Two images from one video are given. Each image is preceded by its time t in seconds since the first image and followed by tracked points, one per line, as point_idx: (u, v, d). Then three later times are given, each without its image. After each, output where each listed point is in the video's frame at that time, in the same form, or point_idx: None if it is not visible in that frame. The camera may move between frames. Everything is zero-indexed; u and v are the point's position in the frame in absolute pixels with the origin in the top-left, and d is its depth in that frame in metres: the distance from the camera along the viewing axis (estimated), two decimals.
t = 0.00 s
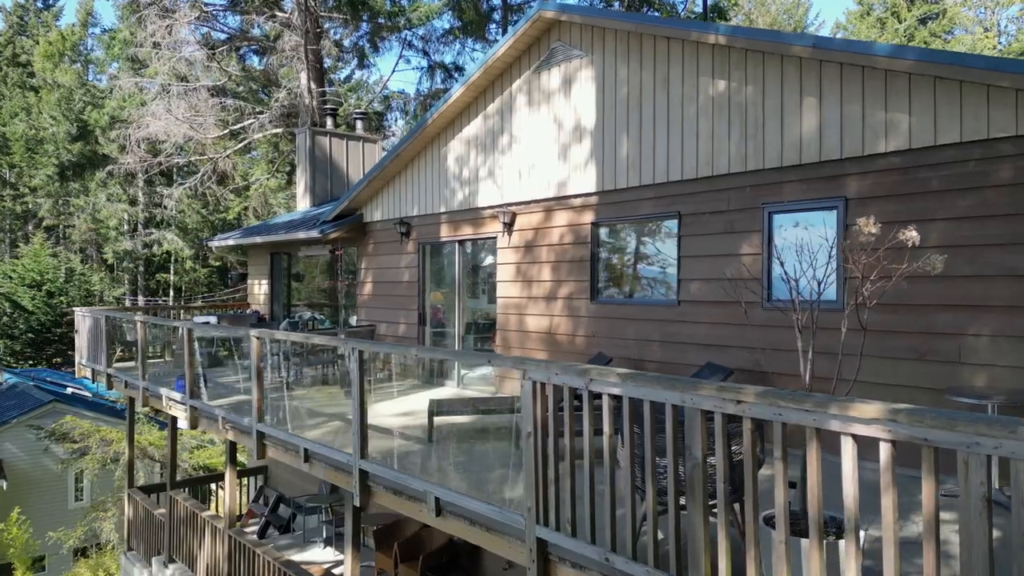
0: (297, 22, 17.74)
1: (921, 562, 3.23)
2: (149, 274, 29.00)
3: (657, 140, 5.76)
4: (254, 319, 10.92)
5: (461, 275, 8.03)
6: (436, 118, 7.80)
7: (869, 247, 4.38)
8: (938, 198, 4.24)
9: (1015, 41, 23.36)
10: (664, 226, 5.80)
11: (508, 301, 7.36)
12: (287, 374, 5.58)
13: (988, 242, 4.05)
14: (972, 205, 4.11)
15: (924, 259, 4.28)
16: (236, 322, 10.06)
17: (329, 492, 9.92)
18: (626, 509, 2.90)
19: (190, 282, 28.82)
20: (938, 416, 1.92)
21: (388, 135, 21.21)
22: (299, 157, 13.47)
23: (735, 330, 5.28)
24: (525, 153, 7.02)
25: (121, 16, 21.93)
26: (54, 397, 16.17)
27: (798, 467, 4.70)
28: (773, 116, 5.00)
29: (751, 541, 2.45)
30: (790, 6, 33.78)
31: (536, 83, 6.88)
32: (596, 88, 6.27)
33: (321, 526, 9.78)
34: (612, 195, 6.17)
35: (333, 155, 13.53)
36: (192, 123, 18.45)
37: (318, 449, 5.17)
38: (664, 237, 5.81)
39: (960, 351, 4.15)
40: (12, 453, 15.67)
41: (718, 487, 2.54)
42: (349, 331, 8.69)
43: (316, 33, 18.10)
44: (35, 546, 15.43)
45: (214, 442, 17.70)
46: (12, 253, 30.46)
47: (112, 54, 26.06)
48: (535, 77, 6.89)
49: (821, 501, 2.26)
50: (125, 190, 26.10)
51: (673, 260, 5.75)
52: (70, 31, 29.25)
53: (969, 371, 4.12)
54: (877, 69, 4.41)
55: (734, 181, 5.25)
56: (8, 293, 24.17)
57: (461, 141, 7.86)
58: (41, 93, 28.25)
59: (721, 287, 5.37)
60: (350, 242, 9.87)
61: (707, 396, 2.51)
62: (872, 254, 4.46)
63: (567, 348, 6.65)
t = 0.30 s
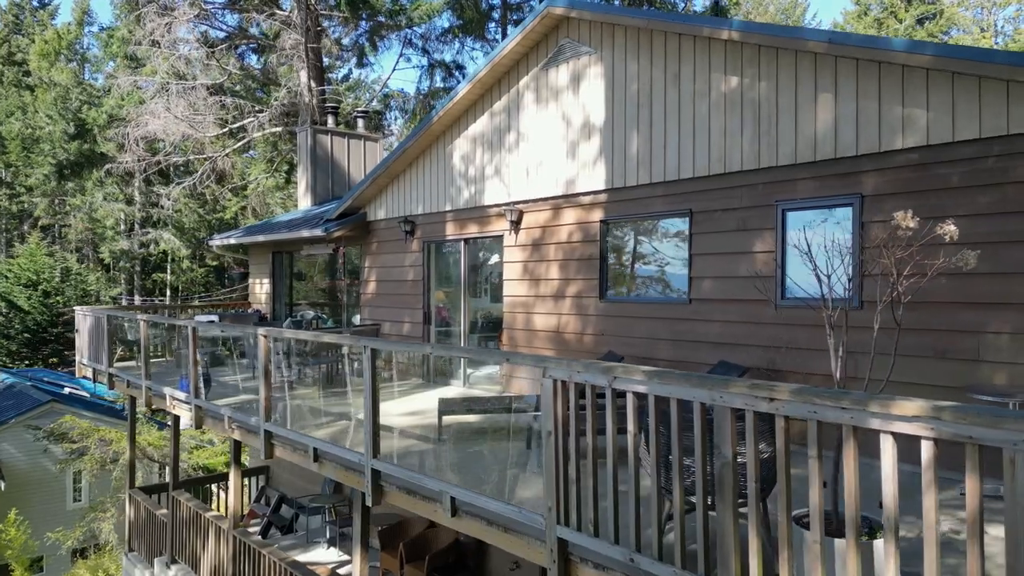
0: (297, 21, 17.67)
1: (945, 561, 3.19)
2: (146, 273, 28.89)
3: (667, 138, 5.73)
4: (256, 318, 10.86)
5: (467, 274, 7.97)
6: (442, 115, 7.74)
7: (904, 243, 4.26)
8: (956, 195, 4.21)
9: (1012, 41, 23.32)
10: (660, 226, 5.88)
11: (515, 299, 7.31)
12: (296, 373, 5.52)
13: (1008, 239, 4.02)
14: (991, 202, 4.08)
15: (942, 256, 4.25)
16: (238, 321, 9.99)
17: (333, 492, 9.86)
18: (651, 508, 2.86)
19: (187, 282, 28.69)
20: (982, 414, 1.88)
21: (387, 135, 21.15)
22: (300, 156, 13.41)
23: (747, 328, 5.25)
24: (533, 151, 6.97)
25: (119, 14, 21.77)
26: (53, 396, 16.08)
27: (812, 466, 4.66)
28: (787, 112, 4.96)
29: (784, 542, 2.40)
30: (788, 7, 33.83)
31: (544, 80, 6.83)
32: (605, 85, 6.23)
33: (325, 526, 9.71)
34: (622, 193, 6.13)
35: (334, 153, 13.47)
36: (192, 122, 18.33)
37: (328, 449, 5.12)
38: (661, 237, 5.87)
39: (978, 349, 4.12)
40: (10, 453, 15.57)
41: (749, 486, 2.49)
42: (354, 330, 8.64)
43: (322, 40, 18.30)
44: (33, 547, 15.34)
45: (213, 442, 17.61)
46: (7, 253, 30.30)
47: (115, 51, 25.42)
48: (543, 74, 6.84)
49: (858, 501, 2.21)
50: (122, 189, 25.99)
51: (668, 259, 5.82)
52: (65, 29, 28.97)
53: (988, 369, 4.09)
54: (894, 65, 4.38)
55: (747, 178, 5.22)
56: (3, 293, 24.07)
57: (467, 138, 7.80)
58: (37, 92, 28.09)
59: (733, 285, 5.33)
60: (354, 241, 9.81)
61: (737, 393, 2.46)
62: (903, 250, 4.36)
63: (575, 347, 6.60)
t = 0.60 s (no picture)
0: (297, 19, 17.60)
1: (973, 562, 3.15)
2: (143, 273, 28.76)
3: (679, 135, 5.68)
4: (258, 318, 10.79)
5: (472, 273, 7.92)
6: (449, 112, 7.69)
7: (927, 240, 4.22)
8: (976, 191, 4.18)
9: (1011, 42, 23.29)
10: (654, 226, 5.96)
11: (522, 298, 7.27)
12: (306, 372, 5.46)
13: None
14: (1011, 199, 4.04)
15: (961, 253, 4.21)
16: (240, 321, 9.92)
17: (336, 492, 9.81)
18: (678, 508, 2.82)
19: (185, 282, 28.56)
20: None
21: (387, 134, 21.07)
22: (302, 154, 13.34)
23: (761, 326, 5.21)
24: (541, 148, 6.93)
25: (118, 12, 21.63)
26: (51, 396, 16.01)
27: (829, 466, 4.61)
28: (802, 109, 4.92)
29: (819, 543, 2.35)
30: (785, 7, 33.81)
31: (553, 77, 6.79)
32: (615, 82, 6.19)
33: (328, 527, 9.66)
34: (632, 191, 6.09)
35: (336, 152, 13.40)
36: (192, 121, 18.20)
37: (338, 448, 5.06)
38: (658, 237, 5.93)
39: (998, 347, 4.09)
40: (8, 453, 15.48)
41: (782, 486, 2.45)
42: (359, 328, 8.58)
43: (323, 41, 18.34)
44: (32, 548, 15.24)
45: (212, 442, 17.54)
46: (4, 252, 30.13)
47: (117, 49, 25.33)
48: (552, 70, 6.80)
49: (898, 501, 2.17)
50: (119, 189, 25.90)
51: (665, 258, 5.88)
52: (62, 28, 28.80)
53: (1009, 367, 4.06)
54: (912, 61, 4.34)
55: (761, 175, 5.17)
56: None
57: (473, 136, 7.75)
58: (33, 91, 27.93)
59: (747, 283, 5.28)
60: (358, 240, 9.75)
61: (771, 392, 2.42)
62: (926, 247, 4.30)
63: (585, 346, 6.55)
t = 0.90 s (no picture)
0: (297, 17, 17.48)
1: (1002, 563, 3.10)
2: (141, 273, 28.66)
3: (690, 132, 5.65)
4: (260, 317, 10.73)
5: (479, 272, 7.86)
6: (455, 110, 7.64)
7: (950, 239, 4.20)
8: (996, 188, 4.14)
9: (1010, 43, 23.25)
10: (653, 226, 6.03)
11: (530, 296, 7.22)
12: (315, 372, 5.40)
13: None
14: None
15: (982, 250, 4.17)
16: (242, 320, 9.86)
17: (341, 492, 9.76)
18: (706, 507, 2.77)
19: (182, 281, 28.43)
20: None
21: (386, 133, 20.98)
22: (304, 153, 13.28)
23: (774, 325, 5.17)
24: (549, 145, 6.88)
25: (117, 10, 21.52)
26: (50, 396, 15.95)
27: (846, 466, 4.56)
28: (817, 105, 4.88)
29: (856, 543, 2.31)
30: (783, 7, 33.79)
31: (561, 74, 6.75)
32: (625, 79, 6.14)
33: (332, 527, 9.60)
34: (643, 188, 6.04)
35: (338, 150, 13.34)
36: (192, 120, 18.09)
37: (350, 448, 5.02)
38: (655, 236, 6.00)
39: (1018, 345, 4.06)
40: (7, 453, 15.41)
41: (816, 486, 2.41)
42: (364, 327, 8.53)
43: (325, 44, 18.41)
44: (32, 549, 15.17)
45: (212, 442, 17.48)
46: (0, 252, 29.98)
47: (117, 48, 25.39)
48: (560, 68, 6.76)
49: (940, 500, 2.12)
50: (116, 188, 25.78)
51: (662, 257, 5.94)
52: (59, 27, 28.61)
53: None
54: (930, 56, 4.31)
55: (775, 172, 5.14)
56: None
57: (480, 134, 7.70)
58: (30, 89, 27.78)
59: (760, 281, 5.24)
60: (361, 238, 9.69)
61: (805, 390, 2.38)
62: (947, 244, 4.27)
63: (594, 345, 6.50)
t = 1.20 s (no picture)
0: (298, 16, 17.52)
1: None
2: (138, 272, 28.54)
3: (703, 128, 5.61)
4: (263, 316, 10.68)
5: (486, 270, 7.81)
6: (462, 108, 7.59)
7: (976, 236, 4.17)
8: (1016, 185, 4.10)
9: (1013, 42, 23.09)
10: (651, 224, 6.08)
11: (538, 295, 7.17)
12: (324, 371, 5.34)
13: None
14: None
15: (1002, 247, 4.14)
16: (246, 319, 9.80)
17: (344, 492, 9.68)
18: (734, 508, 2.72)
19: (179, 281, 28.29)
20: None
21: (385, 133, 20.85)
22: (306, 151, 13.22)
23: (789, 323, 5.13)
24: (558, 143, 6.83)
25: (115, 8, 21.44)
26: (49, 396, 15.85)
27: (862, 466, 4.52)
28: (832, 101, 4.85)
29: (894, 545, 2.27)
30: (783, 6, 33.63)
31: (570, 71, 6.70)
32: (636, 75, 6.10)
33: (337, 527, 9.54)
34: (654, 185, 6.00)
35: (340, 148, 13.28)
36: (192, 118, 17.98)
37: (361, 448, 4.98)
38: (653, 235, 6.07)
39: None
40: (6, 454, 15.31)
41: (852, 485, 2.37)
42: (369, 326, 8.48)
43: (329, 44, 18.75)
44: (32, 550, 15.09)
45: (211, 442, 17.39)
46: None
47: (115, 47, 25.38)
48: (569, 64, 6.71)
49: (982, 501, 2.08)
50: (113, 188, 25.72)
51: (659, 257, 6.01)
52: (55, 25, 28.42)
53: None
54: (949, 52, 4.28)
55: (789, 170, 5.10)
56: None
57: (487, 131, 7.65)
58: (26, 88, 27.61)
59: (775, 279, 5.20)
60: (366, 237, 9.64)
61: (841, 388, 2.33)
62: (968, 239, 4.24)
63: (603, 344, 6.46)
